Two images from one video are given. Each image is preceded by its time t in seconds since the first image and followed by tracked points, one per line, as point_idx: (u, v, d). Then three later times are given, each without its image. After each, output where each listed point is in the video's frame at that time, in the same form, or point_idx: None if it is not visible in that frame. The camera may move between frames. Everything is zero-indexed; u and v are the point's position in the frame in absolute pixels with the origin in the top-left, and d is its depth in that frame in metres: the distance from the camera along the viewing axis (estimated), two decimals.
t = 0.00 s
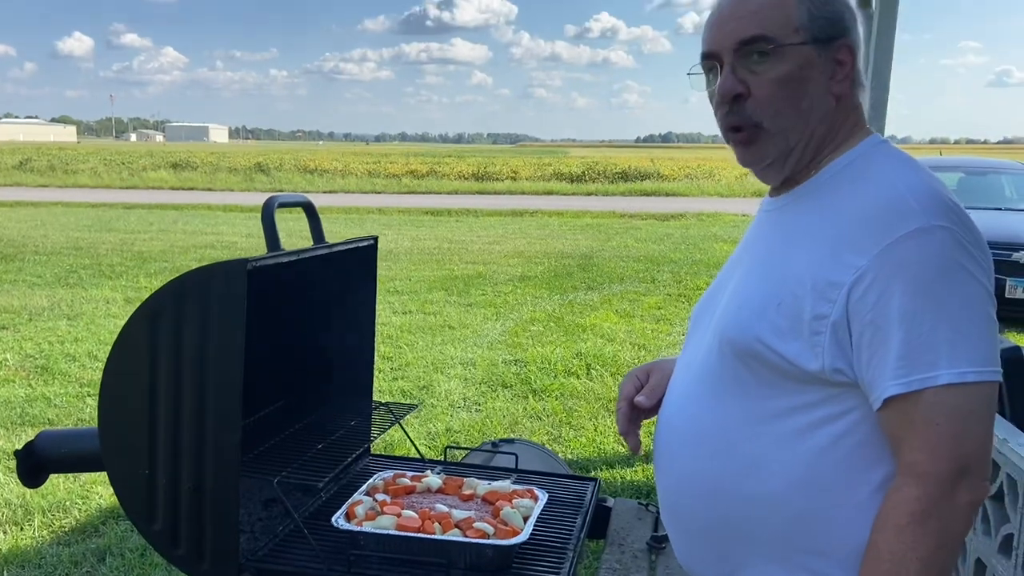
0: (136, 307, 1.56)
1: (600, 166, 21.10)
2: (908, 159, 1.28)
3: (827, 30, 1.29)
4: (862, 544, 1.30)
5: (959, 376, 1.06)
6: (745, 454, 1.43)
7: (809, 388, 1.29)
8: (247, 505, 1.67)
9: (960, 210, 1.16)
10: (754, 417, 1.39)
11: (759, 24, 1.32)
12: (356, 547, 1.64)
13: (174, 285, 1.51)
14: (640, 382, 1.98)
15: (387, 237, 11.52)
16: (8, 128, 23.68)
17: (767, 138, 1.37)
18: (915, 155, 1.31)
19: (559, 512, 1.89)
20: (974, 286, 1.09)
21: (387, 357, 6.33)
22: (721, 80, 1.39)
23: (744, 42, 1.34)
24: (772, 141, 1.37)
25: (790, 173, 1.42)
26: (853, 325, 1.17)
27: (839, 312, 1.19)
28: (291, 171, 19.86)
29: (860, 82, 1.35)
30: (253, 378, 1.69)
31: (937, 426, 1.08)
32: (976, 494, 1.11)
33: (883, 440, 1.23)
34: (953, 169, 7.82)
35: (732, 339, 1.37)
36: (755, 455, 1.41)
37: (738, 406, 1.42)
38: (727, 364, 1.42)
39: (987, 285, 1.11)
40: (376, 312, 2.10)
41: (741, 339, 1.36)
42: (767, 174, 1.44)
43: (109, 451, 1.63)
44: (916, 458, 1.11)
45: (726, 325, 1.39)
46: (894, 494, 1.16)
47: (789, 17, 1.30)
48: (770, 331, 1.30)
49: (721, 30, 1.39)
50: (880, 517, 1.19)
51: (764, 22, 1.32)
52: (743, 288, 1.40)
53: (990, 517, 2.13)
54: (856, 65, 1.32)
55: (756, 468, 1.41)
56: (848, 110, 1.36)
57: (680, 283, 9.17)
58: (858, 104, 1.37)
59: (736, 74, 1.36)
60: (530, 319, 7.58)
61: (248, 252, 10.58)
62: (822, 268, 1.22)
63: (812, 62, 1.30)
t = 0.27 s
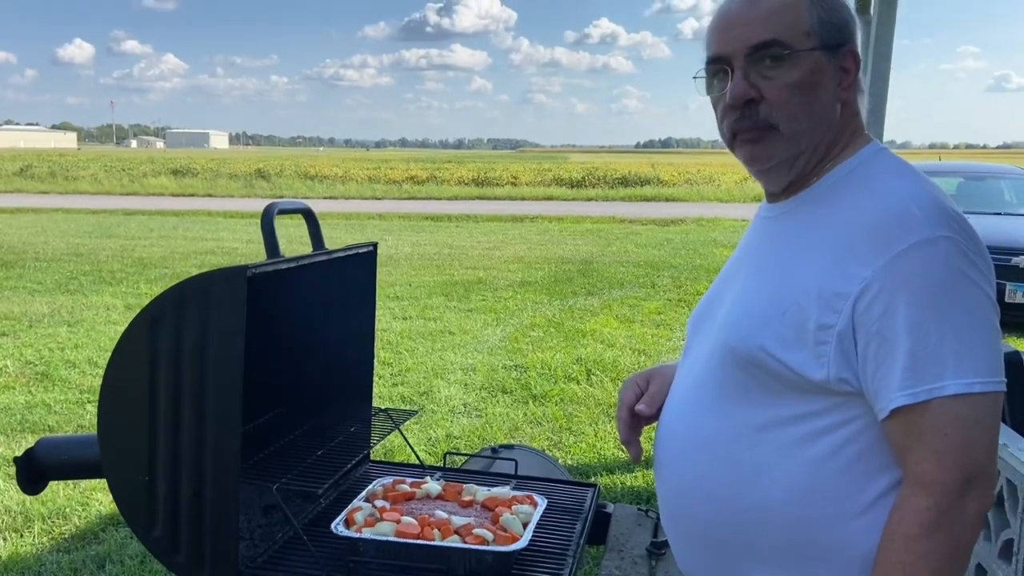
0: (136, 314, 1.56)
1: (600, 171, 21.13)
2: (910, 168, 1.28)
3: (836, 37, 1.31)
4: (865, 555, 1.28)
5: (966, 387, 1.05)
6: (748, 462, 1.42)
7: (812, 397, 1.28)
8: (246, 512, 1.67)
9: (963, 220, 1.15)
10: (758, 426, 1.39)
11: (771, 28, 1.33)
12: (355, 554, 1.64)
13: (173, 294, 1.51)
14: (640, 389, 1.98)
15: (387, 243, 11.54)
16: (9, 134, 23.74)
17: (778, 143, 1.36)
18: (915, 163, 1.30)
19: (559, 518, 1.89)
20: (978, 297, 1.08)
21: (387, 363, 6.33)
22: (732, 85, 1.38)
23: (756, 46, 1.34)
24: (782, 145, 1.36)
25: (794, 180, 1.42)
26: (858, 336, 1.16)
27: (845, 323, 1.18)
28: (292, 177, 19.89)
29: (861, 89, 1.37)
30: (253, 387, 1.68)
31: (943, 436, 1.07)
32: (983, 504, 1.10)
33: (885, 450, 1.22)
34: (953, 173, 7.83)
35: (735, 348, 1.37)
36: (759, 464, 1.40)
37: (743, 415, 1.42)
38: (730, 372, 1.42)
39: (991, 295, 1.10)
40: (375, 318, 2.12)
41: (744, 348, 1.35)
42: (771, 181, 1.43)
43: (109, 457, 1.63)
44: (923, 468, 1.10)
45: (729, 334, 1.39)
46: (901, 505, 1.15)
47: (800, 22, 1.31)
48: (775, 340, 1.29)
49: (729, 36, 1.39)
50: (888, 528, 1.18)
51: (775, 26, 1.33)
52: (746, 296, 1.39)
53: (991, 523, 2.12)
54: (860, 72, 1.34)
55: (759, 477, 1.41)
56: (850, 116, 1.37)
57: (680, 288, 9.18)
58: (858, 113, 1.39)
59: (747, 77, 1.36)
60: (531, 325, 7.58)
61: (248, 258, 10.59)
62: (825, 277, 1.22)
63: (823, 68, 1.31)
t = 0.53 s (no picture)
0: (140, 318, 1.56)
1: (600, 174, 21.12)
2: (916, 172, 1.27)
3: (846, 41, 1.32)
4: (870, 559, 1.28)
5: (977, 391, 1.05)
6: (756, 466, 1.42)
7: (821, 401, 1.27)
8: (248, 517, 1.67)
9: (971, 225, 1.15)
10: (765, 430, 1.39)
11: (783, 28, 1.33)
12: (357, 559, 1.64)
13: (177, 298, 1.51)
14: (643, 393, 1.98)
15: (387, 247, 11.57)
16: (9, 139, 23.76)
17: (788, 143, 1.35)
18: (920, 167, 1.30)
19: (561, 522, 1.89)
20: (987, 301, 1.08)
21: (387, 367, 6.33)
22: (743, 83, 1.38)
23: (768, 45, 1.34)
24: (791, 147, 1.35)
25: (799, 185, 1.41)
26: (868, 339, 1.15)
27: (856, 326, 1.17)
28: (292, 181, 19.90)
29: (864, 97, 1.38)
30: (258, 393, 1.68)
31: (953, 441, 1.07)
32: (990, 507, 1.10)
33: (893, 454, 1.22)
34: (953, 176, 7.82)
35: (744, 352, 1.36)
36: (765, 468, 1.40)
37: (750, 419, 1.42)
38: (738, 376, 1.41)
39: (999, 299, 1.10)
40: (375, 322, 2.12)
41: (752, 352, 1.35)
42: (777, 183, 1.43)
43: (111, 462, 1.63)
44: (932, 473, 1.10)
45: (736, 337, 1.38)
46: (911, 509, 1.15)
47: (812, 23, 1.32)
48: (784, 344, 1.29)
49: (739, 37, 1.40)
50: (896, 532, 1.18)
51: (786, 26, 1.33)
52: (753, 300, 1.39)
53: (993, 525, 2.12)
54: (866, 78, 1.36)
55: (766, 480, 1.40)
56: (854, 123, 1.38)
57: (681, 291, 9.18)
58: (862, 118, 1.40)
59: (758, 77, 1.36)
60: (531, 329, 7.58)
61: (249, 263, 10.60)
62: (834, 281, 1.21)
63: (834, 70, 1.32)
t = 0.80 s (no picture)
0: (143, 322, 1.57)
1: (600, 177, 21.13)
2: (919, 175, 1.28)
3: (838, 46, 1.32)
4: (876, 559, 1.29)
5: (982, 391, 1.06)
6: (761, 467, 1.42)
7: (826, 402, 1.28)
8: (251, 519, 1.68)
9: (974, 227, 1.16)
10: (769, 431, 1.39)
11: (775, 36, 1.34)
12: (361, 561, 1.64)
13: (181, 301, 1.51)
14: (645, 395, 1.99)
15: (389, 250, 11.59)
16: (10, 144, 23.80)
17: (783, 151, 1.36)
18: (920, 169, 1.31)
19: (564, 524, 1.89)
20: (990, 301, 1.09)
21: (389, 370, 6.33)
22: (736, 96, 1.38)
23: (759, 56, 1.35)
24: (787, 153, 1.36)
25: (800, 186, 1.41)
26: (873, 340, 1.16)
27: (861, 327, 1.17)
28: (293, 184, 19.92)
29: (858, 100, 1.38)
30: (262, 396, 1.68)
31: (960, 440, 1.08)
32: (996, 506, 1.11)
33: (899, 455, 1.22)
34: (953, 178, 7.83)
35: (749, 353, 1.36)
36: (770, 469, 1.40)
37: (755, 420, 1.42)
38: (742, 377, 1.42)
39: (1002, 299, 1.11)
40: (377, 327, 2.12)
41: (757, 353, 1.35)
42: (777, 187, 1.43)
43: (114, 465, 1.63)
44: (939, 473, 1.10)
45: (741, 339, 1.38)
46: (918, 508, 1.15)
47: (804, 31, 1.32)
48: (788, 345, 1.29)
49: (734, 44, 1.40)
50: (903, 532, 1.18)
51: (780, 35, 1.34)
52: (757, 302, 1.39)
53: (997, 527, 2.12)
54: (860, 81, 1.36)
55: (771, 481, 1.41)
56: (849, 126, 1.38)
57: (681, 294, 9.18)
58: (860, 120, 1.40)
59: (752, 85, 1.37)
60: (533, 332, 7.58)
61: (249, 266, 10.62)
62: (839, 283, 1.22)
63: (827, 76, 1.32)
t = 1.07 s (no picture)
0: (143, 324, 1.57)
1: (600, 178, 21.13)
2: (917, 177, 1.29)
3: (740, 81, 1.29)
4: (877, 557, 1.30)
5: (979, 395, 1.08)
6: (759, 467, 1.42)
7: (825, 404, 1.28)
8: (251, 521, 1.66)
9: (971, 229, 1.17)
10: (769, 434, 1.39)
11: (685, 90, 1.38)
12: (361, 563, 1.64)
13: (182, 304, 1.51)
14: (648, 394, 1.99)
15: (389, 252, 11.60)
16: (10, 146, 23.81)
17: (730, 183, 1.41)
18: (914, 169, 1.31)
19: (566, 525, 1.89)
20: (986, 304, 1.10)
21: (389, 372, 6.33)
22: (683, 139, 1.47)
23: (679, 108, 1.40)
24: (741, 185, 1.40)
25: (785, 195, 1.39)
26: (871, 343, 1.16)
27: (858, 331, 1.18)
28: (292, 186, 19.92)
29: (815, 103, 1.28)
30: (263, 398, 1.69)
31: (958, 444, 1.09)
32: (998, 506, 1.13)
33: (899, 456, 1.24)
34: (953, 179, 7.83)
35: (747, 355, 1.36)
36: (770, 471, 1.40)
37: (754, 422, 1.42)
38: (741, 378, 1.42)
39: (999, 302, 1.13)
40: (378, 328, 2.12)
41: (754, 354, 1.35)
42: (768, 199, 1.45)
43: (114, 468, 1.63)
44: (938, 476, 1.12)
45: (739, 340, 1.38)
46: (917, 512, 1.16)
47: (706, 80, 1.33)
48: (785, 346, 1.29)
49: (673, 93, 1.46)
50: (903, 534, 1.19)
51: (687, 91, 1.37)
52: (754, 303, 1.39)
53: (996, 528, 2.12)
54: (793, 93, 1.27)
55: (771, 482, 1.41)
56: (817, 132, 1.31)
57: (682, 295, 9.18)
58: (833, 119, 1.31)
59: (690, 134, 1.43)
60: (533, 333, 7.58)
61: (249, 268, 10.63)
62: (835, 285, 1.22)
63: (737, 115, 1.31)
